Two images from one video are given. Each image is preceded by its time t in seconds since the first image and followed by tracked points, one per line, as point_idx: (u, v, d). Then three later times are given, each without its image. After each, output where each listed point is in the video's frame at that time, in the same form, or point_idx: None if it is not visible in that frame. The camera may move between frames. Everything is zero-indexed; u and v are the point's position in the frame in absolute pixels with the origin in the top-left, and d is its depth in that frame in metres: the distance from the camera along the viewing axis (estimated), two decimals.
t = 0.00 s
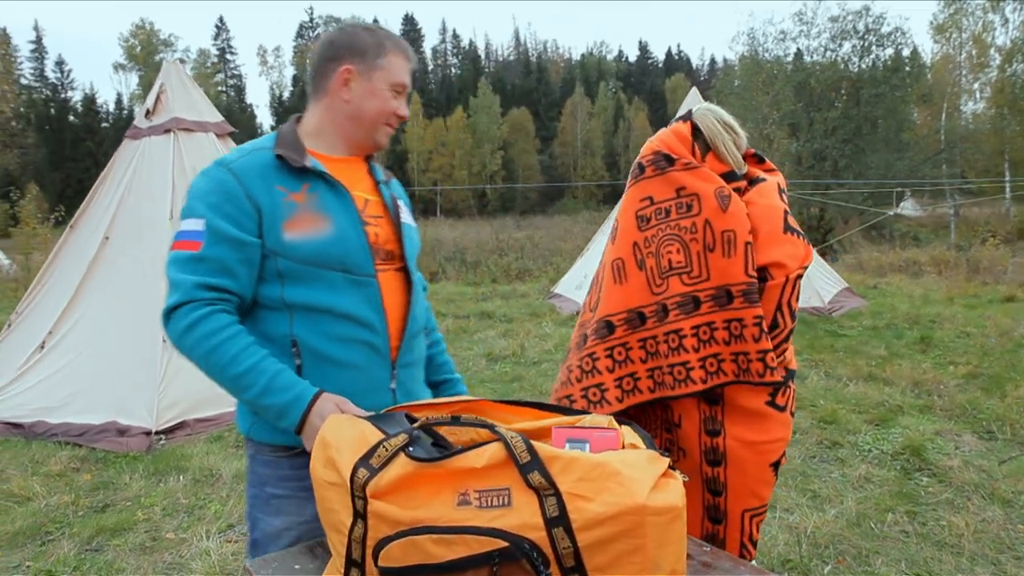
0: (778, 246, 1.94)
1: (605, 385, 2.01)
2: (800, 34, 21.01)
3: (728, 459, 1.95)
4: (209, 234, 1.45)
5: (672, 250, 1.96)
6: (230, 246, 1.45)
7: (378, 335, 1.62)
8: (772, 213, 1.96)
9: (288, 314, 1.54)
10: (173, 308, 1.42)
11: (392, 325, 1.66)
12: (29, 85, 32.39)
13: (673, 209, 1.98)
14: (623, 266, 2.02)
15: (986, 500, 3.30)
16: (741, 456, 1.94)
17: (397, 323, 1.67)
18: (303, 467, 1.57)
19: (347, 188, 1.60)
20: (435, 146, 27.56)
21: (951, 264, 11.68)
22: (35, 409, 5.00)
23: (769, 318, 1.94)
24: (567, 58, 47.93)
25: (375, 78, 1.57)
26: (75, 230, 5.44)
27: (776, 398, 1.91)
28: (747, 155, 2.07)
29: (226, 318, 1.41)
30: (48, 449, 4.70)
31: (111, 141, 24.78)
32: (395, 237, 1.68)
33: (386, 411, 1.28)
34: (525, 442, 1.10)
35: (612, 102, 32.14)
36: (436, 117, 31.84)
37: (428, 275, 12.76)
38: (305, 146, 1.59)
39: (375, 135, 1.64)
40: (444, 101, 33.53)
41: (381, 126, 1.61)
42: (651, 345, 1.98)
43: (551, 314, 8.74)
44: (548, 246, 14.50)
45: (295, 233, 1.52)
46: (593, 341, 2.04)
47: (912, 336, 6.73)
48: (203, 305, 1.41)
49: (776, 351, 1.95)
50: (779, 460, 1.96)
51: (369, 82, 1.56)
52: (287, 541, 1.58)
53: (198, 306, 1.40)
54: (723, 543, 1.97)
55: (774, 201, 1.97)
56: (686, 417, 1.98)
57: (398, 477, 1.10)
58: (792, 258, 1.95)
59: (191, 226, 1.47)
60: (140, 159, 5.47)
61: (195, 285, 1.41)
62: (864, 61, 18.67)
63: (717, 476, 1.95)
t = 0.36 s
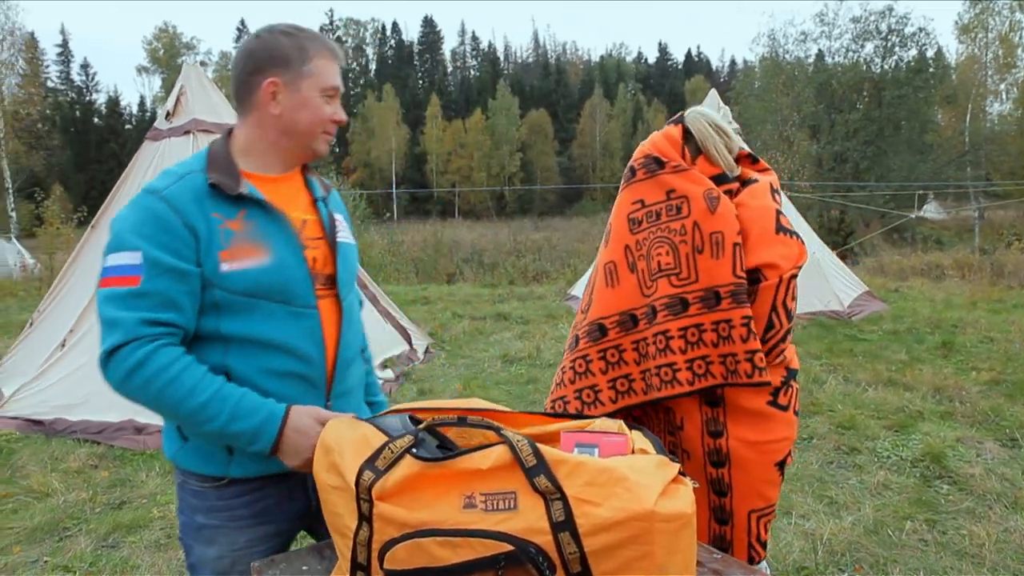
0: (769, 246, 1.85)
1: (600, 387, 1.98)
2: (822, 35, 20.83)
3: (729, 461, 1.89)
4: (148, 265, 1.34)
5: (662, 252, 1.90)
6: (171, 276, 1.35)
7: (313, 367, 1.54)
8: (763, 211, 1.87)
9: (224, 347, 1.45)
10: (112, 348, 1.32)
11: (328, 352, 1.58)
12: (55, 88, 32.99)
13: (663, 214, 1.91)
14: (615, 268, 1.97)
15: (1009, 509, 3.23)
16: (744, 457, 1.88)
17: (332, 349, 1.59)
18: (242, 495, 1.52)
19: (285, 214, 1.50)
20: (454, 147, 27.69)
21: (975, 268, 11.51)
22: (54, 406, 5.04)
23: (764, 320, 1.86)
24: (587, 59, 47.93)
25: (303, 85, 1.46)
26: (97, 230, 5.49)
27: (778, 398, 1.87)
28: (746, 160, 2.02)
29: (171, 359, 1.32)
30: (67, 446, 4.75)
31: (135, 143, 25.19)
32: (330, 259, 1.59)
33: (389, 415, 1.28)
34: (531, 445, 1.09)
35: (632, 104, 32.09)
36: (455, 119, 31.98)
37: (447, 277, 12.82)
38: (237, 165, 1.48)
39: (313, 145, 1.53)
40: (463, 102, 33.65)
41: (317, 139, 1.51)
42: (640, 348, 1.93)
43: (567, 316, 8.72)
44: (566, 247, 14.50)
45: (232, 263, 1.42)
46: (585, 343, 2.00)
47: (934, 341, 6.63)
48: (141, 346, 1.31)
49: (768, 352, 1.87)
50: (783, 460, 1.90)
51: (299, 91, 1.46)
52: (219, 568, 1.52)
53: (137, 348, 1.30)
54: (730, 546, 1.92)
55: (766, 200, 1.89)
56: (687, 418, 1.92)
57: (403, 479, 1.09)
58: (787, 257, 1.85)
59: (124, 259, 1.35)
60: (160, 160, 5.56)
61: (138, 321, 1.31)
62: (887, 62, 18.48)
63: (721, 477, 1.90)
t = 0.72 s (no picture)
0: (782, 247, 1.82)
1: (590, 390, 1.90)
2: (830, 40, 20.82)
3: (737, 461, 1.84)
4: (128, 283, 1.33)
5: (674, 254, 1.86)
6: (152, 292, 1.34)
7: (312, 368, 1.55)
8: (774, 212, 1.85)
9: (218, 353, 1.45)
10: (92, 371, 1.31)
11: (322, 353, 1.59)
12: (63, 84, 33.09)
13: (674, 217, 1.88)
14: (623, 270, 1.94)
15: (1017, 517, 3.24)
16: (753, 454, 1.83)
17: (325, 347, 1.60)
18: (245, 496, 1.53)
19: (271, 221, 1.50)
20: (460, 148, 27.76)
21: (982, 274, 11.48)
22: (63, 402, 5.07)
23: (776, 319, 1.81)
24: (593, 61, 47.98)
25: (279, 89, 1.47)
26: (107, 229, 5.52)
27: (788, 397, 1.82)
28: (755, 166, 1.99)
29: (154, 382, 1.33)
30: (77, 442, 4.78)
31: (142, 140, 25.23)
32: (317, 258, 1.62)
33: (411, 416, 1.30)
34: (558, 447, 1.11)
35: (638, 106, 32.10)
36: (462, 119, 32.04)
37: (452, 278, 12.86)
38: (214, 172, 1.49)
39: (290, 150, 1.54)
40: (470, 103, 33.71)
41: (295, 142, 1.52)
42: (642, 348, 1.87)
43: (573, 318, 8.77)
44: (572, 248, 14.48)
45: (219, 272, 1.42)
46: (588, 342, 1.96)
47: (942, 348, 6.63)
48: (129, 368, 1.31)
49: (779, 351, 1.83)
50: (791, 460, 1.86)
51: (274, 95, 1.47)
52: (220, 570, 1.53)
53: (124, 371, 1.31)
54: (733, 547, 1.86)
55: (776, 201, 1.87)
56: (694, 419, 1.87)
57: (432, 478, 1.11)
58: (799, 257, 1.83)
59: (103, 277, 1.33)
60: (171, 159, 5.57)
61: (121, 343, 1.31)
62: (896, 67, 18.42)
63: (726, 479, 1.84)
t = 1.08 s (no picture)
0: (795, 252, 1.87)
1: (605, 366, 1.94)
2: (809, 43, 21.09)
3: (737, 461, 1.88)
4: (139, 288, 1.31)
5: (689, 250, 1.88)
6: (166, 296, 1.33)
7: (315, 368, 1.56)
8: (795, 218, 1.89)
9: (225, 354, 1.44)
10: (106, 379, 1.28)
11: (326, 353, 1.61)
12: (36, 78, 32.46)
13: (693, 213, 1.90)
14: (637, 261, 1.95)
15: (996, 511, 3.34)
16: (754, 458, 1.87)
17: (329, 348, 1.62)
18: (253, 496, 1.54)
19: (276, 224, 1.51)
20: (440, 147, 27.73)
21: (956, 275, 11.70)
22: (46, 404, 4.99)
23: (784, 326, 1.86)
24: (574, 62, 48.16)
25: (279, 94, 1.47)
26: (90, 227, 5.45)
27: (790, 401, 1.87)
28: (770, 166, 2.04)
29: (154, 392, 1.30)
30: (62, 443, 4.72)
31: (117, 137, 24.82)
32: (318, 258, 1.64)
33: (429, 414, 1.34)
34: (578, 443, 1.16)
35: (619, 107, 32.27)
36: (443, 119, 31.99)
37: (434, 277, 12.86)
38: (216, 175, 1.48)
39: (288, 153, 1.54)
40: (451, 103, 33.67)
41: (293, 146, 1.52)
42: (656, 332, 1.94)
43: (557, 317, 8.82)
44: (553, 248, 14.50)
45: (229, 274, 1.42)
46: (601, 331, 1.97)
47: (919, 347, 6.77)
48: (135, 377, 1.29)
49: (783, 356, 1.87)
50: (792, 464, 1.90)
51: (274, 99, 1.47)
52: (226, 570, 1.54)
53: (130, 379, 1.28)
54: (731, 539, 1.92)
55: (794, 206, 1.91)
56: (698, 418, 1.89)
57: (456, 474, 1.16)
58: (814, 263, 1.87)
59: (114, 281, 1.31)
60: (157, 158, 5.48)
61: (137, 350, 1.29)
62: (873, 70, 18.64)
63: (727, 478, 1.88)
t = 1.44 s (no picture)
0: (790, 241, 1.65)
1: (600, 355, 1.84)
2: (776, 41, 21.45)
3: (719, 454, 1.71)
4: (144, 287, 1.32)
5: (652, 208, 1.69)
6: (170, 294, 1.34)
7: (315, 365, 1.58)
8: (793, 212, 1.66)
9: (226, 352, 1.45)
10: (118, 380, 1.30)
11: (324, 351, 1.63)
12: None
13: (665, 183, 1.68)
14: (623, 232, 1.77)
15: (965, 495, 3.46)
16: (739, 447, 1.70)
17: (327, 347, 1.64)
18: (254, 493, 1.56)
19: (275, 223, 1.52)
20: (412, 144, 27.66)
21: (921, 269, 11.99)
22: (21, 405, 4.90)
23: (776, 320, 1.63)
24: (545, 59, 48.34)
25: (275, 97, 1.48)
26: (60, 226, 5.32)
27: (773, 393, 1.69)
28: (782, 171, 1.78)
29: (165, 387, 1.32)
30: (39, 445, 4.63)
31: (80, 134, 24.28)
32: (314, 259, 1.66)
33: (436, 409, 1.38)
34: (585, 433, 1.21)
35: (590, 104, 32.45)
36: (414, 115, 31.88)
37: (408, 275, 12.86)
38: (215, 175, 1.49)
39: (283, 155, 1.55)
40: (422, 100, 33.58)
41: (288, 149, 1.53)
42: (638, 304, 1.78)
43: (533, 313, 8.90)
44: (526, 245, 14.53)
45: (228, 273, 1.43)
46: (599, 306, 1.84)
47: (888, 339, 6.94)
48: (147, 374, 1.30)
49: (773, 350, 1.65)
50: (774, 455, 1.73)
51: (269, 101, 1.47)
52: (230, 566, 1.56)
53: (142, 377, 1.30)
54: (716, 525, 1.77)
55: (798, 201, 1.68)
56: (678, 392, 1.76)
57: (468, 464, 1.20)
58: (808, 255, 1.64)
59: (118, 281, 1.32)
60: (131, 155, 5.36)
61: (142, 347, 1.30)
62: (839, 68, 18.99)
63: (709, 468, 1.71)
